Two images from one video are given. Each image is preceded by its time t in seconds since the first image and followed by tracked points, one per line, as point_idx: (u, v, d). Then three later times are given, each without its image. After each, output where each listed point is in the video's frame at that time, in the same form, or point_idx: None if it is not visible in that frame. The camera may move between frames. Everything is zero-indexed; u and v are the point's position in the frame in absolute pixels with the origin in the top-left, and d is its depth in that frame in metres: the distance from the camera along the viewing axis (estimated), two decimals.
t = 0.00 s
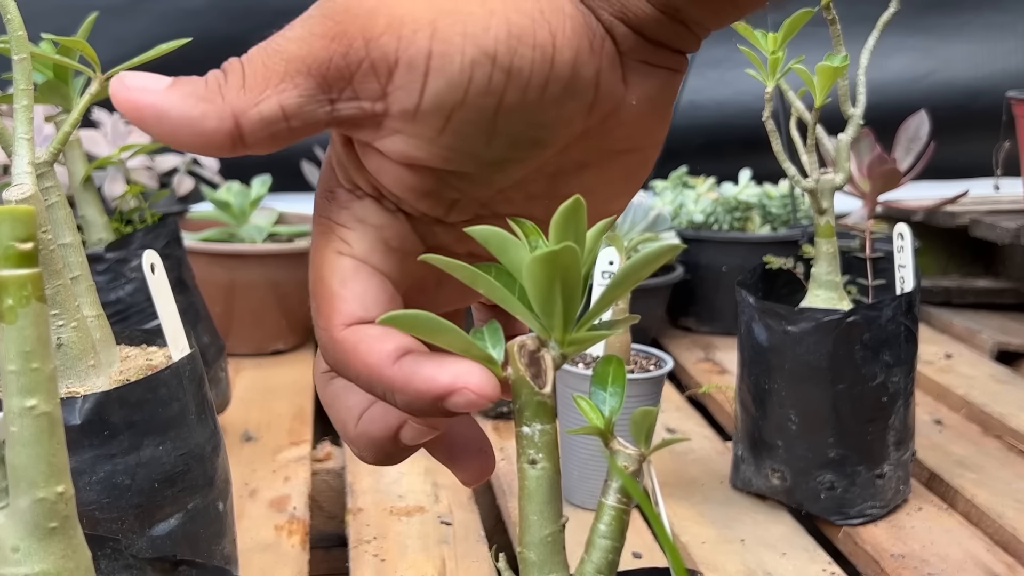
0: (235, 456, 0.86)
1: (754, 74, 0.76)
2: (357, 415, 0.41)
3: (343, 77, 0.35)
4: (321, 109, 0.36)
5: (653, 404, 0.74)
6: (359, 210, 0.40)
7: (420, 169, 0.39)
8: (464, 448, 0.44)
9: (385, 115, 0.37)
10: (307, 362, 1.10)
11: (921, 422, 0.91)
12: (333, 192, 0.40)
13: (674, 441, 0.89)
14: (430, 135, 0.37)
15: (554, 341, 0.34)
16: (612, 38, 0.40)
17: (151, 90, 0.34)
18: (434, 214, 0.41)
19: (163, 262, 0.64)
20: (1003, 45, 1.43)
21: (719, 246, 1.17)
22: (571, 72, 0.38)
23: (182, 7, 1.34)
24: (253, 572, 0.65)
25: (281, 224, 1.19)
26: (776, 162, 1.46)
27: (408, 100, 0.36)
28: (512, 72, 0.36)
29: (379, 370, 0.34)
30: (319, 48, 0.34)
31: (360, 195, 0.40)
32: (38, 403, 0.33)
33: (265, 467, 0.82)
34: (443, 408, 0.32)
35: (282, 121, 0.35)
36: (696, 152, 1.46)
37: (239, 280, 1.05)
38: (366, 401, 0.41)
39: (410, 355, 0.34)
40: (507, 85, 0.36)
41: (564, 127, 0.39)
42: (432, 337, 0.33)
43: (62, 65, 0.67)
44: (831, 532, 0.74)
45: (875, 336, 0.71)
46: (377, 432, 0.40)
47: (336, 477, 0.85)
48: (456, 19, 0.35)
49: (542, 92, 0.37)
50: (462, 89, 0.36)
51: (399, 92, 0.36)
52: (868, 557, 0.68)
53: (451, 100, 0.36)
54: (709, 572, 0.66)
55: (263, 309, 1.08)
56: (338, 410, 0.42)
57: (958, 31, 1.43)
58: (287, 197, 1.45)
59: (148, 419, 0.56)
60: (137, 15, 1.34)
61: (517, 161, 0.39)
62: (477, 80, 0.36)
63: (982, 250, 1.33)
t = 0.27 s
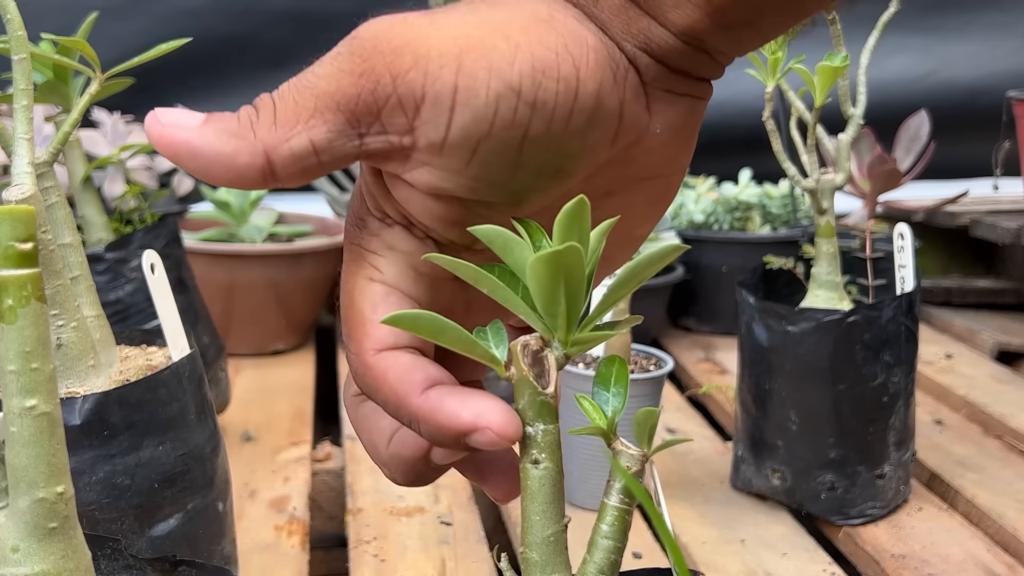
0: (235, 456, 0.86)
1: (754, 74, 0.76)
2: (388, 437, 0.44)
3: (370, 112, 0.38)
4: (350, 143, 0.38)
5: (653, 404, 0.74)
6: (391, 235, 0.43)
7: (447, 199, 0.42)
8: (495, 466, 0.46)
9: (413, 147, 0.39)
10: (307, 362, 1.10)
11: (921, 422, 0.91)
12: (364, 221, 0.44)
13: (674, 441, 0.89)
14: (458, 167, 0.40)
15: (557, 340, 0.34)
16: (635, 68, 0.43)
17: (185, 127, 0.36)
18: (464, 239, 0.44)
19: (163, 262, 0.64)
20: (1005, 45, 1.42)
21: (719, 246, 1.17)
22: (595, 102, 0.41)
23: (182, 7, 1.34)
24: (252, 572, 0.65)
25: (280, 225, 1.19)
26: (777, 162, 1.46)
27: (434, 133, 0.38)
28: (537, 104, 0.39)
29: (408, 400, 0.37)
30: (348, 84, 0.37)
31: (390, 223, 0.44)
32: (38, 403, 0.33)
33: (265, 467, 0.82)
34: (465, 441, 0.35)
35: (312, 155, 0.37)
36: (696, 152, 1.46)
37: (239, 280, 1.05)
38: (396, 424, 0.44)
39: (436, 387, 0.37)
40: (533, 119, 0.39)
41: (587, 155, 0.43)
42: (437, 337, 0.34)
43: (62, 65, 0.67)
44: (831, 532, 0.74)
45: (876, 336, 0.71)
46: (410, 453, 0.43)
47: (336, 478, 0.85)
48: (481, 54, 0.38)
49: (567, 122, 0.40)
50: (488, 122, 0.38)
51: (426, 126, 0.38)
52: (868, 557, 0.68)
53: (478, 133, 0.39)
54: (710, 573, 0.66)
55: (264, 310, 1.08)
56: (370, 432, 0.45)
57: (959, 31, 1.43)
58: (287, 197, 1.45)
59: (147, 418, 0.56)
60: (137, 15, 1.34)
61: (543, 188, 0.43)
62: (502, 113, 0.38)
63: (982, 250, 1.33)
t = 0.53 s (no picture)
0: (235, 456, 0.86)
1: (754, 74, 0.76)
2: (386, 400, 0.46)
3: (386, 70, 0.40)
4: (363, 101, 0.41)
5: (653, 404, 0.74)
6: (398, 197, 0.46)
7: (457, 164, 0.45)
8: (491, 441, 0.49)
9: (425, 109, 0.42)
10: (307, 362, 1.10)
11: (921, 422, 0.91)
12: (374, 181, 0.47)
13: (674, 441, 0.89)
14: (469, 131, 0.43)
15: (555, 340, 0.34)
16: (653, 42, 0.47)
17: (201, 76, 0.38)
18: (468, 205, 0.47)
19: (163, 262, 0.64)
20: (1005, 44, 1.42)
21: (719, 246, 1.17)
22: (607, 74, 0.44)
23: (182, 7, 1.34)
24: (252, 572, 0.65)
25: (280, 225, 1.19)
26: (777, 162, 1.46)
27: (448, 95, 0.41)
28: (551, 72, 0.42)
29: (403, 359, 0.38)
30: (365, 41, 0.39)
31: (400, 185, 0.46)
32: (38, 403, 0.33)
33: (265, 467, 0.82)
34: (456, 404, 0.35)
35: (324, 110, 0.40)
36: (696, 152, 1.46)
37: (239, 280, 1.05)
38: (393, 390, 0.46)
39: (432, 348, 0.38)
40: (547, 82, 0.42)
41: (599, 124, 0.46)
42: (436, 335, 0.34)
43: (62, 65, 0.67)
44: (831, 532, 0.74)
45: (875, 337, 0.71)
46: (405, 417, 0.45)
47: (336, 478, 0.85)
48: (498, 19, 0.40)
49: (579, 92, 0.43)
50: (501, 86, 0.41)
51: (439, 87, 0.41)
52: (868, 558, 0.68)
53: (490, 98, 0.42)
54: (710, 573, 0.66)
55: (264, 309, 1.08)
56: (366, 397, 0.47)
57: (959, 31, 1.43)
58: (287, 197, 1.45)
59: (147, 418, 0.56)
60: (136, 15, 1.34)
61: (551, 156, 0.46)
62: (515, 78, 0.41)
63: (983, 250, 1.33)
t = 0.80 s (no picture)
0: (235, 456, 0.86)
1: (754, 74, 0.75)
2: (410, 431, 0.47)
3: (406, 108, 0.42)
4: (385, 136, 0.42)
5: (653, 404, 0.74)
6: (420, 232, 0.48)
7: (478, 199, 0.46)
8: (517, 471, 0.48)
9: (445, 144, 0.44)
10: (307, 362, 1.10)
11: (921, 422, 0.91)
12: (395, 216, 0.49)
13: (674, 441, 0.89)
14: (489, 166, 0.45)
15: (559, 341, 0.34)
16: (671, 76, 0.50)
17: (225, 114, 0.40)
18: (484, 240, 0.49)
19: (162, 262, 0.64)
20: (1004, 44, 1.42)
21: (720, 246, 1.17)
22: (626, 110, 0.46)
23: (182, 7, 1.34)
24: (252, 572, 0.65)
25: (280, 225, 1.19)
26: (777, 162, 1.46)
27: (468, 131, 0.43)
28: (570, 107, 0.43)
29: (419, 395, 0.39)
30: (386, 79, 0.41)
31: (421, 219, 0.48)
32: (39, 403, 0.33)
33: (264, 467, 0.82)
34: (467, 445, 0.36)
35: (347, 147, 0.41)
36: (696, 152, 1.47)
37: (239, 280, 1.05)
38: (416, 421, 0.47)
39: (447, 386, 0.38)
40: (568, 119, 0.44)
41: (623, 156, 0.48)
42: (439, 338, 0.34)
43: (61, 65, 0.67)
44: (831, 532, 0.74)
45: (876, 337, 0.71)
46: (427, 448, 0.46)
47: (336, 478, 0.85)
48: (518, 56, 0.42)
49: (598, 127, 0.45)
50: (521, 120, 0.43)
51: (460, 124, 0.43)
52: (868, 558, 0.68)
53: (510, 133, 0.43)
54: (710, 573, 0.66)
55: (264, 310, 1.08)
56: (391, 428, 0.48)
57: (959, 31, 1.43)
58: (287, 197, 1.46)
59: (147, 418, 0.56)
60: (136, 15, 1.34)
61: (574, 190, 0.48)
62: (536, 113, 0.43)
63: (982, 250, 1.33)
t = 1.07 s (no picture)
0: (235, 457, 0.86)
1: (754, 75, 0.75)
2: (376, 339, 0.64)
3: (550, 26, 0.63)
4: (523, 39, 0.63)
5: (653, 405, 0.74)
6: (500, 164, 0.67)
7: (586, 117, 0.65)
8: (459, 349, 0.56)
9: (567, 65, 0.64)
10: (307, 362, 1.10)
11: (921, 422, 0.91)
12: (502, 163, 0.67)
13: (674, 441, 0.89)
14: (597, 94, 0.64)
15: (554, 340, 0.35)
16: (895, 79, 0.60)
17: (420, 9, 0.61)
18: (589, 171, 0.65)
19: (162, 262, 0.64)
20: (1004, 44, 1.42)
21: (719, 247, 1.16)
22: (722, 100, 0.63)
23: (182, 7, 1.34)
24: (252, 572, 0.65)
25: (281, 225, 1.19)
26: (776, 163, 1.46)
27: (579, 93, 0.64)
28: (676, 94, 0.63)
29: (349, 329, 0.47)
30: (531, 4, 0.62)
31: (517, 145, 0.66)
32: (38, 403, 0.33)
33: (264, 467, 0.82)
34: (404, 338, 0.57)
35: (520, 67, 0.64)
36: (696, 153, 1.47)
37: (238, 280, 1.05)
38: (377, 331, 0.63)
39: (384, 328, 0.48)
40: (661, 90, 0.63)
41: (704, 142, 0.65)
42: (434, 338, 0.35)
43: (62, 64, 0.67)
44: (831, 532, 0.74)
45: (876, 337, 0.71)
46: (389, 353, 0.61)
47: (336, 478, 0.85)
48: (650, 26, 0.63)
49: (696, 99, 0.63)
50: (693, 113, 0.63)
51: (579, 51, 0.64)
52: (868, 558, 0.68)
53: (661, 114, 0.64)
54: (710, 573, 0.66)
55: (264, 309, 1.08)
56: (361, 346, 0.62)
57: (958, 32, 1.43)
58: (287, 196, 1.46)
59: (146, 418, 0.56)
60: (136, 15, 1.34)
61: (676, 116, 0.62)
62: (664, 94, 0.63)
63: (983, 250, 1.33)
